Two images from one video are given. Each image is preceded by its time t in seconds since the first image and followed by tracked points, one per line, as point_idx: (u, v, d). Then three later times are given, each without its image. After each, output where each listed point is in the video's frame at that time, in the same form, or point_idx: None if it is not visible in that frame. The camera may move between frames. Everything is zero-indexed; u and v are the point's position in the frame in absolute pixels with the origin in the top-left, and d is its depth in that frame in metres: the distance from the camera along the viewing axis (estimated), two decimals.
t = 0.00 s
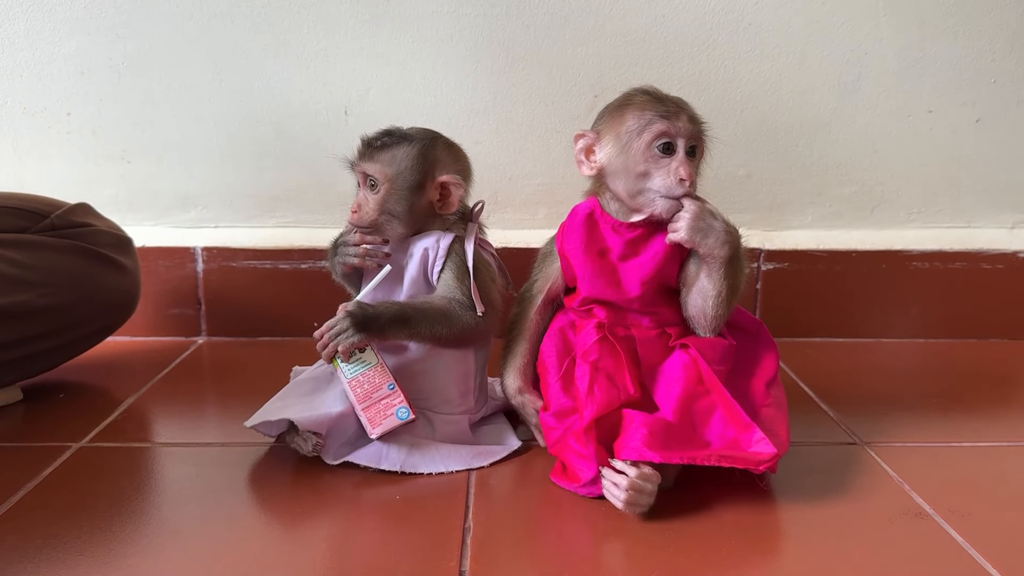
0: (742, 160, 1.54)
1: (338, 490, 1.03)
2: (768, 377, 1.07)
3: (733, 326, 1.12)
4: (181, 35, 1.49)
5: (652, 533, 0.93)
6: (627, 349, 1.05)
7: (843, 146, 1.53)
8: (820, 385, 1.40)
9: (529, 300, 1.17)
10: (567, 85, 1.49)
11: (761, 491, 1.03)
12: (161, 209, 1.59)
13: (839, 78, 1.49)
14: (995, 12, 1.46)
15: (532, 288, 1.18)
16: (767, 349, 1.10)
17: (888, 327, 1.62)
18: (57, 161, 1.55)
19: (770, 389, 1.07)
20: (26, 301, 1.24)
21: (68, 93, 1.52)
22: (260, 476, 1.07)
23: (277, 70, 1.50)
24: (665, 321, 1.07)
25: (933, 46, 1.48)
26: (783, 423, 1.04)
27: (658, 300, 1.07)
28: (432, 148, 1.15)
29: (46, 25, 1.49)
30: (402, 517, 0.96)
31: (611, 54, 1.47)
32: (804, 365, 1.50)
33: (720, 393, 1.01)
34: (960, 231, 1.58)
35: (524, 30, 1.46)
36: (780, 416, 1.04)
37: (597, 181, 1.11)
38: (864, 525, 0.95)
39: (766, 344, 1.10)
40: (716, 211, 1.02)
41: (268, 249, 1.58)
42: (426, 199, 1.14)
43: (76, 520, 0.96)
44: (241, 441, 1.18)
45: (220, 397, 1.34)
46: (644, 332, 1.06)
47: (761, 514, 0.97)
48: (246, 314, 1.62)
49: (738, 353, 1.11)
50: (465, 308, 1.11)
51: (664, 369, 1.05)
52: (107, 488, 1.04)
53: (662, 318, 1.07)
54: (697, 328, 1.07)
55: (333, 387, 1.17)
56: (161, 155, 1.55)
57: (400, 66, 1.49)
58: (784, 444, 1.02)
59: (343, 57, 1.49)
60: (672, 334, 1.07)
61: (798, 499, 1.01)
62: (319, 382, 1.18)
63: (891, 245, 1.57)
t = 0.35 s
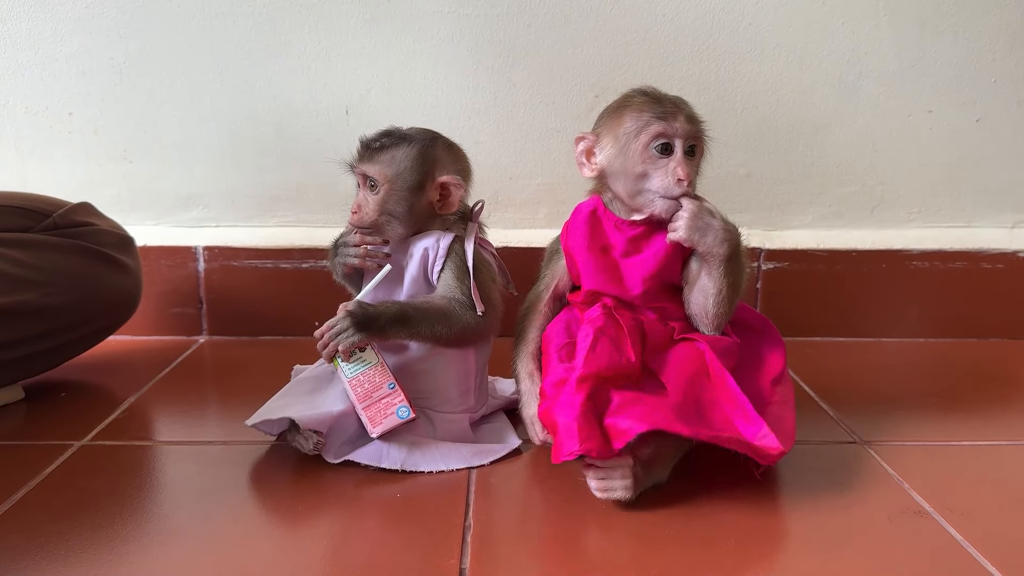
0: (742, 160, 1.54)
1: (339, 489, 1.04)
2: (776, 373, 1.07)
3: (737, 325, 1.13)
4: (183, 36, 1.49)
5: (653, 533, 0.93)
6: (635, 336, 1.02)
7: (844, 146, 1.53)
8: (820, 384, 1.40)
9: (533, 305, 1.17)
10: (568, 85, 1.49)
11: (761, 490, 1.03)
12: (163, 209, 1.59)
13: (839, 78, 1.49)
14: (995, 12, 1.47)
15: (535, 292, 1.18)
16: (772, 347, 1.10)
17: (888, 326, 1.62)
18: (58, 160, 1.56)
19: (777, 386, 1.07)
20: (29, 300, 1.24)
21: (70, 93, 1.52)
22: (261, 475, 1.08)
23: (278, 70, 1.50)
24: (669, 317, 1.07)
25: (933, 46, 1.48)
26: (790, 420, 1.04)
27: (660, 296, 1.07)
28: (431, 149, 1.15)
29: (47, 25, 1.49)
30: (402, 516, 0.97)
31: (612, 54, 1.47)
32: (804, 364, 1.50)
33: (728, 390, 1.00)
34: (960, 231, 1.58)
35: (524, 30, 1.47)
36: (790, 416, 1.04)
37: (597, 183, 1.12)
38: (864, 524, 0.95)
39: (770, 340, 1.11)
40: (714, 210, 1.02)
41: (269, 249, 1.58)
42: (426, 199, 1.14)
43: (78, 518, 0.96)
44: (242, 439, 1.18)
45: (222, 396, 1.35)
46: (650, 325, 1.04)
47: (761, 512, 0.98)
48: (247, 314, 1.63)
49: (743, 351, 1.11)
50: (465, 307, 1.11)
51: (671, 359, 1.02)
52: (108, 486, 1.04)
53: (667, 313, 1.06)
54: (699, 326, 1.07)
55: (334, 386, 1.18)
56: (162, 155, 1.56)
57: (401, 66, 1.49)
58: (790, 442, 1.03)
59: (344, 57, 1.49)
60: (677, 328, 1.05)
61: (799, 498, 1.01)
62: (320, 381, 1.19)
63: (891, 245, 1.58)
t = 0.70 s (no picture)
0: (743, 159, 1.54)
1: (339, 487, 1.04)
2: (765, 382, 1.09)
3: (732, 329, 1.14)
4: (184, 35, 1.49)
5: (654, 533, 0.92)
6: (628, 341, 0.99)
7: (844, 145, 1.53)
8: (821, 383, 1.40)
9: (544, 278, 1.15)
10: (569, 84, 1.49)
11: (761, 489, 1.03)
12: (164, 208, 1.60)
13: (840, 77, 1.49)
14: (996, 11, 1.47)
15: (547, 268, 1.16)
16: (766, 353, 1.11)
17: (889, 325, 1.62)
18: (59, 159, 1.56)
19: (763, 397, 1.08)
20: (30, 299, 1.24)
21: (71, 92, 1.52)
22: (262, 474, 1.08)
23: (278, 69, 1.50)
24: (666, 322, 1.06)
25: (934, 45, 1.48)
26: (764, 436, 1.06)
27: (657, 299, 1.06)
28: (433, 147, 1.15)
29: (48, 24, 1.49)
30: (402, 514, 0.97)
31: (612, 53, 1.47)
32: (804, 364, 1.50)
33: (716, 406, 0.99)
34: (961, 230, 1.58)
35: (525, 29, 1.47)
36: (765, 433, 1.06)
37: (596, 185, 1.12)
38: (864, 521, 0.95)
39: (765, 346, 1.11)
40: (708, 224, 1.01)
41: (270, 248, 1.58)
42: (428, 197, 1.14)
43: (78, 516, 0.96)
44: (242, 438, 1.18)
45: (222, 395, 1.35)
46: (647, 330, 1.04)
47: (762, 511, 0.98)
48: (248, 313, 1.63)
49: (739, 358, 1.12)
50: (466, 306, 1.11)
51: (665, 362, 0.98)
52: (109, 485, 1.04)
53: (664, 316, 1.06)
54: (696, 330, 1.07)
55: (335, 385, 1.18)
56: (164, 154, 1.56)
57: (402, 65, 1.49)
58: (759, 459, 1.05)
59: (345, 56, 1.49)
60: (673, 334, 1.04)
61: (799, 498, 1.01)
62: (321, 379, 1.19)
63: (892, 244, 1.58)
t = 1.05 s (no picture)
0: (743, 158, 1.54)
1: (340, 486, 1.04)
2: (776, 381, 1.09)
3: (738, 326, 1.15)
4: (184, 34, 1.49)
5: (655, 533, 0.92)
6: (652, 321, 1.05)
7: (845, 144, 1.53)
8: (822, 383, 1.40)
9: (556, 251, 1.14)
10: (569, 84, 1.49)
11: (762, 488, 1.03)
12: (164, 208, 1.60)
13: (840, 77, 1.49)
14: (996, 11, 1.47)
15: (553, 245, 1.16)
16: (774, 353, 1.12)
17: (890, 324, 1.62)
18: (60, 158, 1.56)
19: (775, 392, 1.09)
20: (30, 299, 1.24)
21: (72, 92, 1.53)
22: (263, 473, 1.08)
23: (279, 69, 1.50)
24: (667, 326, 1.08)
25: (934, 45, 1.48)
26: (783, 430, 1.06)
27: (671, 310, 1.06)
28: (434, 147, 1.15)
29: (49, 24, 1.49)
30: (403, 513, 0.97)
31: (612, 53, 1.48)
32: (805, 363, 1.50)
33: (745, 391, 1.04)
34: (961, 229, 1.58)
35: (525, 28, 1.47)
36: (780, 427, 1.06)
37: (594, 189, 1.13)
38: (865, 521, 0.95)
39: (771, 345, 1.13)
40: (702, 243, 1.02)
41: (270, 247, 1.58)
42: (428, 197, 1.14)
43: (79, 516, 0.96)
44: (243, 437, 1.18)
45: (223, 394, 1.35)
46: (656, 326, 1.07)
47: (763, 510, 0.98)
48: (248, 312, 1.63)
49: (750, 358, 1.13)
50: (466, 306, 1.11)
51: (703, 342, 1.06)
52: (109, 484, 1.04)
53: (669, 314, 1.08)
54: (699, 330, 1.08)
55: (335, 385, 1.18)
56: (164, 153, 1.56)
57: (401, 64, 1.49)
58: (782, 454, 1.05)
59: (345, 56, 1.49)
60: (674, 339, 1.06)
61: (799, 497, 1.01)
62: (321, 379, 1.19)
63: (892, 243, 1.58)
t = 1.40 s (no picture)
0: (743, 158, 1.54)
1: (340, 486, 1.04)
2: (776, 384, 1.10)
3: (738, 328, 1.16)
4: (184, 34, 1.49)
5: (655, 533, 0.92)
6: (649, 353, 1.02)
7: (845, 144, 1.53)
8: (821, 383, 1.40)
9: (562, 263, 1.17)
10: (569, 83, 1.49)
11: (762, 489, 1.03)
12: (165, 208, 1.60)
13: (840, 77, 1.49)
14: (996, 10, 1.47)
15: (559, 255, 1.19)
16: (775, 354, 1.13)
17: (889, 324, 1.62)
18: (60, 158, 1.56)
19: (774, 392, 1.09)
20: (30, 298, 1.24)
21: (72, 91, 1.53)
22: (263, 472, 1.08)
23: (279, 68, 1.50)
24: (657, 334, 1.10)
25: (935, 45, 1.48)
26: (780, 430, 1.07)
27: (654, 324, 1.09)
28: (439, 147, 1.15)
29: (49, 23, 1.49)
30: (403, 513, 0.97)
31: (613, 52, 1.48)
32: (805, 363, 1.50)
33: (740, 398, 1.04)
34: (961, 229, 1.58)
35: (525, 28, 1.47)
36: (779, 428, 1.07)
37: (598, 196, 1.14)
38: (864, 521, 0.96)
39: (772, 344, 1.13)
40: (661, 284, 1.04)
41: (271, 246, 1.58)
42: (432, 197, 1.15)
43: (79, 516, 0.96)
44: (244, 437, 1.18)
45: (223, 394, 1.35)
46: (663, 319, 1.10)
47: (762, 510, 0.98)
48: (248, 312, 1.63)
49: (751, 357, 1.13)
50: (467, 307, 1.11)
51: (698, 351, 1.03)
52: (109, 484, 1.04)
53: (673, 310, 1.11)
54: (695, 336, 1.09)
55: (335, 384, 1.18)
56: (164, 153, 1.56)
57: (401, 64, 1.49)
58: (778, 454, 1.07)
59: (346, 55, 1.49)
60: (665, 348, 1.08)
61: (799, 497, 1.01)
62: (322, 379, 1.19)
63: (892, 243, 1.58)
